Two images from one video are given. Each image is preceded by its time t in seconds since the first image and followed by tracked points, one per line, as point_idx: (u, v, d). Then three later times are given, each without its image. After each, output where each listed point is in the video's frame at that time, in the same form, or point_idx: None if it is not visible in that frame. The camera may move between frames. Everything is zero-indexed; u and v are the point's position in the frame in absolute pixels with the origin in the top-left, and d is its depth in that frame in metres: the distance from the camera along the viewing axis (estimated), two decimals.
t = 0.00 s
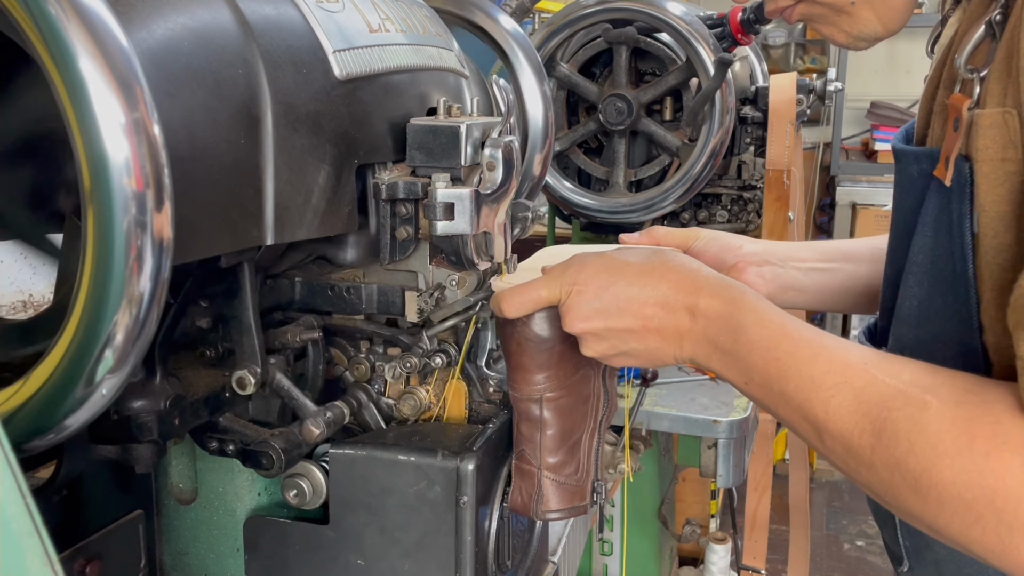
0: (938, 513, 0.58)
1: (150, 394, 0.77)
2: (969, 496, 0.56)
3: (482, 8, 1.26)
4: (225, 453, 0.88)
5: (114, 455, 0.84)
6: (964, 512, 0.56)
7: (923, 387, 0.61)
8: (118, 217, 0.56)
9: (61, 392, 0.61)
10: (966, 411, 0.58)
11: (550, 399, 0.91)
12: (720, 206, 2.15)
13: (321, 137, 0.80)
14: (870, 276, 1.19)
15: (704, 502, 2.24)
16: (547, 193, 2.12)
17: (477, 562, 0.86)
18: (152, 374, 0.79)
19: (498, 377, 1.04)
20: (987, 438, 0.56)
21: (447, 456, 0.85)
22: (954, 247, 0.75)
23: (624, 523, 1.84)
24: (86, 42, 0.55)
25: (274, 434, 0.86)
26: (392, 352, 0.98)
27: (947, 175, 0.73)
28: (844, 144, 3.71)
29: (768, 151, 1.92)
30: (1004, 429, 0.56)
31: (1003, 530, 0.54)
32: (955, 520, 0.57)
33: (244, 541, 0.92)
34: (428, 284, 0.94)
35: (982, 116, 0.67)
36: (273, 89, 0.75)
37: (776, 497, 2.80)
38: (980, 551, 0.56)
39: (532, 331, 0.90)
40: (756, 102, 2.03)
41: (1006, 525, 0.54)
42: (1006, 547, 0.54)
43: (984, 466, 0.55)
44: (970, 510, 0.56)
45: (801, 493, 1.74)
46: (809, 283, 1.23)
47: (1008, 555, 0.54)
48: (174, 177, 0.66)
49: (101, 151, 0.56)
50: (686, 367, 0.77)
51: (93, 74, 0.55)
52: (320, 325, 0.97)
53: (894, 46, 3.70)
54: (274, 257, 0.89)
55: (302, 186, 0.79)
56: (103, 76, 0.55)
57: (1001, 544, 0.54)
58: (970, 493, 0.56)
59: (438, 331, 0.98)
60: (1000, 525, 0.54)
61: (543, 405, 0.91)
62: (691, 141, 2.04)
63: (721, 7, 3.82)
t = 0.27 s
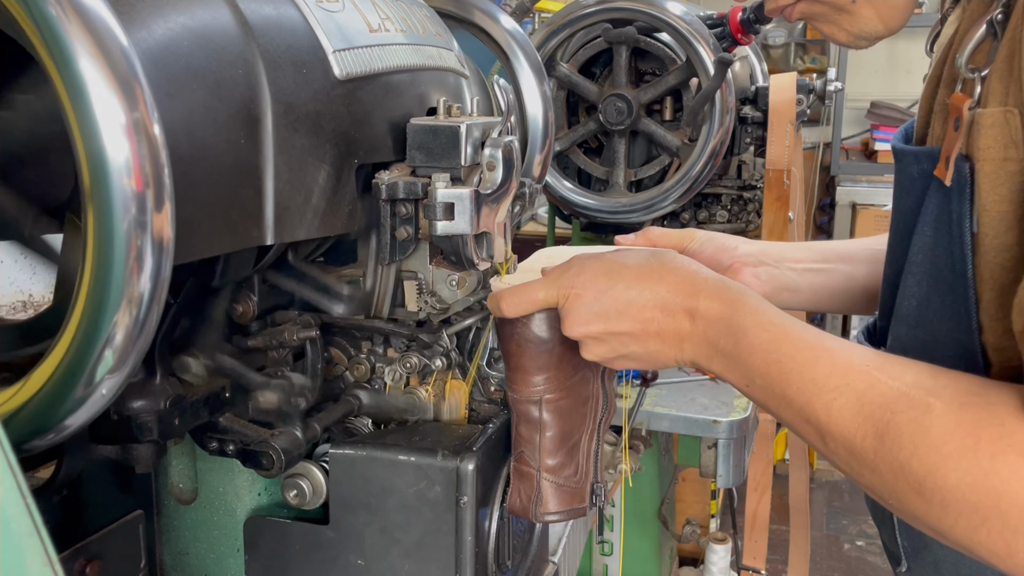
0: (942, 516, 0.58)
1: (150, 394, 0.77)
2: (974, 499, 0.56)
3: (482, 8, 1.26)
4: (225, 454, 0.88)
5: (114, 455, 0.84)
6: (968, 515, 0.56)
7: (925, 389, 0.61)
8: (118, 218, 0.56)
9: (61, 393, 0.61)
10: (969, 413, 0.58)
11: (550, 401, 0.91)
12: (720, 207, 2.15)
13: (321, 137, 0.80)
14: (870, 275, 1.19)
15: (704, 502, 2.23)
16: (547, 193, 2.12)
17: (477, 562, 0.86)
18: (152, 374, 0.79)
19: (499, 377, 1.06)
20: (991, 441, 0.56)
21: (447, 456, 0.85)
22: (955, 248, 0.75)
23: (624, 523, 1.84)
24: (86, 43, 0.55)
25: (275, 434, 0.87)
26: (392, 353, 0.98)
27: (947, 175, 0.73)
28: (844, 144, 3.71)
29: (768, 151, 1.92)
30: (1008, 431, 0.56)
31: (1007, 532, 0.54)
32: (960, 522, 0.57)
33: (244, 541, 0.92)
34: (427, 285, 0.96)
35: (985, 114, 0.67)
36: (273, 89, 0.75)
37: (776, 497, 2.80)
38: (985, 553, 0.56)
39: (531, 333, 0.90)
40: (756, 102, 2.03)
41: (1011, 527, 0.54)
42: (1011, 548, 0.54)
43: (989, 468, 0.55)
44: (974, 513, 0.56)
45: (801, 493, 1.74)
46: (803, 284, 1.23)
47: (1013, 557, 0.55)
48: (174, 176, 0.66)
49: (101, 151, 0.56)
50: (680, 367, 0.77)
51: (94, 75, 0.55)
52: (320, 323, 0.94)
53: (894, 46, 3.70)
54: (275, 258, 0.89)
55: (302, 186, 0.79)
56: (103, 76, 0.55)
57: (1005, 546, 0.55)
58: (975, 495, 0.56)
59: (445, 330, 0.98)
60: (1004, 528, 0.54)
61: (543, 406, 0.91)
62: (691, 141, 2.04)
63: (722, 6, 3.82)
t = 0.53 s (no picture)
0: (945, 517, 0.58)
1: (150, 394, 0.77)
2: (977, 501, 0.56)
3: (482, 8, 1.26)
4: (225, 453, 0.88)
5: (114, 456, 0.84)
6: (972, 517, 0.56)
7: (929, 390, 0.61)
8: (119, 218, 0.56)
9: (62, 393, 0.61)
10: (973, 414, 0.58)
11: (550, 402, 0.91)
12: (720, 207, 2.15)
13: (321, 137, 0.80)
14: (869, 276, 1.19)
15: (704, 502, 2.23)
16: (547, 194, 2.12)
17: (477, 562, 0.86)
18: (152, 374, 0.79)
19: (499, 377, 1.05)
20: (994, 442, 0.56)
21: (447, 456, 0.85)
22: (958, 249, 0.75)
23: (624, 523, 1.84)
24: (86, 42, 0.55)
25: (274, 434, 0.87)
26: (392, 350, 0.99)
27: (951, 175, 0.72)
28: (844, 144, 3.71)
29: (768, 151, 1.92)
30: (1012, 432, 0.56)
31: (1011, 534, 0.54)
32: (963, 524, 0.57)
33: (244, 541, 0.92)
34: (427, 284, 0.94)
35: (990, 115, 0.67)
36: (273, 89, 0.75)
37: (776, 497, 2.80)
38: (988, 554, 0.56)
39: (530, 334, 0.90)
40: (756, 102, 2.03)
41: (1015, 529, 0.54)
42: (1014, 549, 0.54)
43: (992, 470, 0.55)
44: (977, 514, 0.56)
45: (800, 493, 1.74)
46: (799, 286, 1.23)
47: (1016, 558, 0.55)
48: (174, 176, 0.66)
49: (101, 151, 0.56)
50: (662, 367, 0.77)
51: (94, 74, 0.55)
52: (320, 324, 0.96)
53: (894, 46, 3.70)
54: (275, 259, 0.90)
55: (302, 186, 0.79)
56: (103, 76, 0.55)
57: (1009, 548, 0.55)
58: (978, 497, 0.56)
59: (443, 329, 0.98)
60: (1008, 529, 0.54)
61: (543, 407, 0.91)
62: (691, 141, 2.04)
63: (721, 7, 3.82)
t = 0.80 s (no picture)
0: (947, 519, 0.58)
1: (150, 395, 0.77)
2: (979, 502, 0.56)
3: (482, 8, 1.26)
4: (225, 453, 0.88)
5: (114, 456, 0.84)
6: (973, 518, 0.56)
7: (931, 391, 0.61)
8: (118, 218, 0.56)
9: (61, 392, 0.61)
10: (975, 415, 0.58)
11: (550, 403, 0.91)
12: (720, 207, 2.15)
13: (321, 137, 0.80)
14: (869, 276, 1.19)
15: (704, 502, 2.24)
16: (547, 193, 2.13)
17: (477, 562, 0.86)
18: (152, 374, 0.79)
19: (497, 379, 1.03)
20: (997, 444, 0.56)
21: (447, 456, 0.85)
22: (958, 248, 0.75)
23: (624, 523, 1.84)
24: (86, 43, 0.55)
25: (275, 434, 0.86)
26: (392, 351, 0.99)
27: (952, 176, 0.72)
28: (844, 144, 3.71)
29: (768, 151, 1.92)
30: (1014, 434, 0.56)
31: (1013, 536, 0.54)
32: (964, 525, 0.57)
33: (244, 541, 0.92)
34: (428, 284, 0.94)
35: (992, 117, 0.66)
36: (273, 89, 0.75)
37: (776, 497, 2.80)
38: (989, 556, 0.57)
39: (530, 335, 0.90)
40: (756, 103, 2.03)
41: (1016, 531, 0.54)
42: (1016, 551, 0.54)
43: (994, 472, 0.55)
44: (979, 517, 0.56)
45: (800, 493, 1.74)
46: (797, 287, 1.23)
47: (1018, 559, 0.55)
48: (174, 176, 0.66)
49: (101, 150, 0.56)
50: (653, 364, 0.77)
51: (93, 74, 0.55)
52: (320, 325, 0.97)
53: (894, 46, 3.70)
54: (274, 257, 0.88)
55: (302, 186, 0.79)
56: (103, 76, 0.55)
57: (1011, 549, 0.55)
58: (979, 499, 0.56)
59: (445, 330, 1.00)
60: (1010, 531, 0.54)
61: (543, 409, 0.90)
62: (691, 142, 2.04)
63: (721, 7, 3.82)
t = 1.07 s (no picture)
0: (952, 520, 0.58)
1: (150, 395, 0.77)
2: (984, 503, 0.56)
3: (482, 8, 1.26)
4: (225, 453, 0.88)
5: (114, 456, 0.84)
6: (978, 519, 0.56)
7: (935, 391, 0.61)
8: (119, 218, 0.56)
9: (61, 392, 0.61)
10: (981, 415, 0.58)
11: (549, 404, 0.91)
12: (720, 207, 2.15)
13: (321, 137, 0.80)
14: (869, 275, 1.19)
15: (704, 502, 2.23)
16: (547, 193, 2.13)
17: (477, 562, 0.86)
18: (152, 374, 0.79)
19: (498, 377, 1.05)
20: (1002, 444, 0.56)
21: (447, 456, 0.85)
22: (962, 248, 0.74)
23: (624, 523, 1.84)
24: (86, 43, 0.55)
25: (274, 434, 0.87)
26: (392, 353, 0.98)
27: (957, 175, 0.72)
28: (844, 144, 3.71)
29: (768, 151, 1.92)
30: (1019, 434, 0.56)
31: (1019, 537, 0.54)
32: (969, 526, 0.57)
33: (244, 541, 0.92)
34: (427, 285, 0.96)
35: (998, 115, 0.66)
36: (273, 89, 0.75)
37: (777, 497, 2.80)
38: (994, 556, 0.57)
39: (529, 336, 0.90)
40: (756, 102, 2.03)
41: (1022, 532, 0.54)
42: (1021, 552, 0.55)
43: (999, 472, 0.55)
44: (984, 517, 0.56)
45: (800, 493, 1.74)
46: (796, 287, 1.23)
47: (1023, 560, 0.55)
48: (173, 176, 0.66)
49: (101, 150, 0.56)
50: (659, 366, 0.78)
51: (94, 74, 0.55)
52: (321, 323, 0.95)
53: (894, 46, 3.70)
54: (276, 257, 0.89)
55: (302, 186, 0.79)
56: (103, 76, 0.55)
57: (1016, 550, 0.55)
58: (985, 499, 0.56)
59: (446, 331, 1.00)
60: (1015, 532, 0.54)
61: (542, 410, 0.90)
62: (691, 141, 2.04)
63: (721, 7, 3.82)
